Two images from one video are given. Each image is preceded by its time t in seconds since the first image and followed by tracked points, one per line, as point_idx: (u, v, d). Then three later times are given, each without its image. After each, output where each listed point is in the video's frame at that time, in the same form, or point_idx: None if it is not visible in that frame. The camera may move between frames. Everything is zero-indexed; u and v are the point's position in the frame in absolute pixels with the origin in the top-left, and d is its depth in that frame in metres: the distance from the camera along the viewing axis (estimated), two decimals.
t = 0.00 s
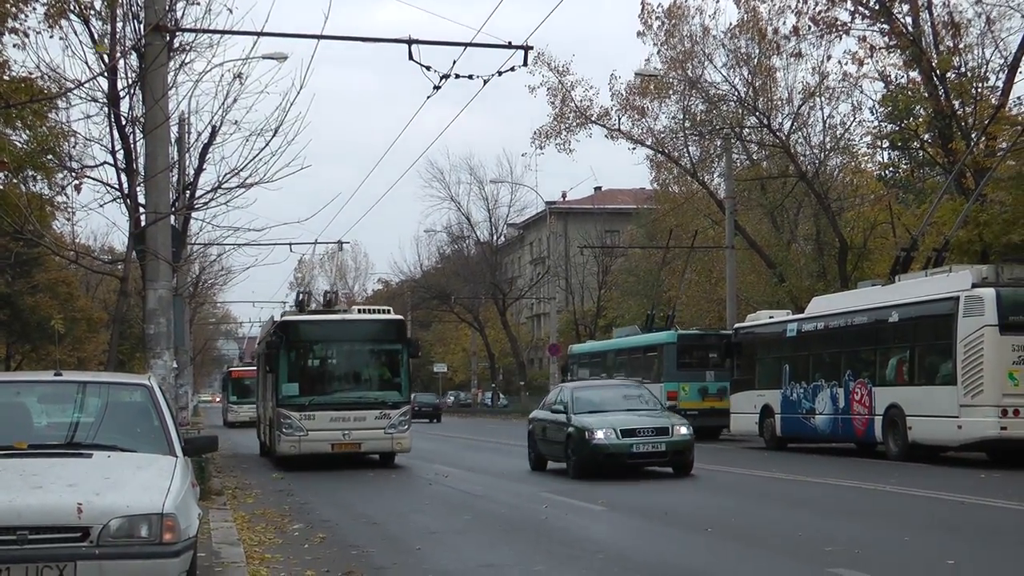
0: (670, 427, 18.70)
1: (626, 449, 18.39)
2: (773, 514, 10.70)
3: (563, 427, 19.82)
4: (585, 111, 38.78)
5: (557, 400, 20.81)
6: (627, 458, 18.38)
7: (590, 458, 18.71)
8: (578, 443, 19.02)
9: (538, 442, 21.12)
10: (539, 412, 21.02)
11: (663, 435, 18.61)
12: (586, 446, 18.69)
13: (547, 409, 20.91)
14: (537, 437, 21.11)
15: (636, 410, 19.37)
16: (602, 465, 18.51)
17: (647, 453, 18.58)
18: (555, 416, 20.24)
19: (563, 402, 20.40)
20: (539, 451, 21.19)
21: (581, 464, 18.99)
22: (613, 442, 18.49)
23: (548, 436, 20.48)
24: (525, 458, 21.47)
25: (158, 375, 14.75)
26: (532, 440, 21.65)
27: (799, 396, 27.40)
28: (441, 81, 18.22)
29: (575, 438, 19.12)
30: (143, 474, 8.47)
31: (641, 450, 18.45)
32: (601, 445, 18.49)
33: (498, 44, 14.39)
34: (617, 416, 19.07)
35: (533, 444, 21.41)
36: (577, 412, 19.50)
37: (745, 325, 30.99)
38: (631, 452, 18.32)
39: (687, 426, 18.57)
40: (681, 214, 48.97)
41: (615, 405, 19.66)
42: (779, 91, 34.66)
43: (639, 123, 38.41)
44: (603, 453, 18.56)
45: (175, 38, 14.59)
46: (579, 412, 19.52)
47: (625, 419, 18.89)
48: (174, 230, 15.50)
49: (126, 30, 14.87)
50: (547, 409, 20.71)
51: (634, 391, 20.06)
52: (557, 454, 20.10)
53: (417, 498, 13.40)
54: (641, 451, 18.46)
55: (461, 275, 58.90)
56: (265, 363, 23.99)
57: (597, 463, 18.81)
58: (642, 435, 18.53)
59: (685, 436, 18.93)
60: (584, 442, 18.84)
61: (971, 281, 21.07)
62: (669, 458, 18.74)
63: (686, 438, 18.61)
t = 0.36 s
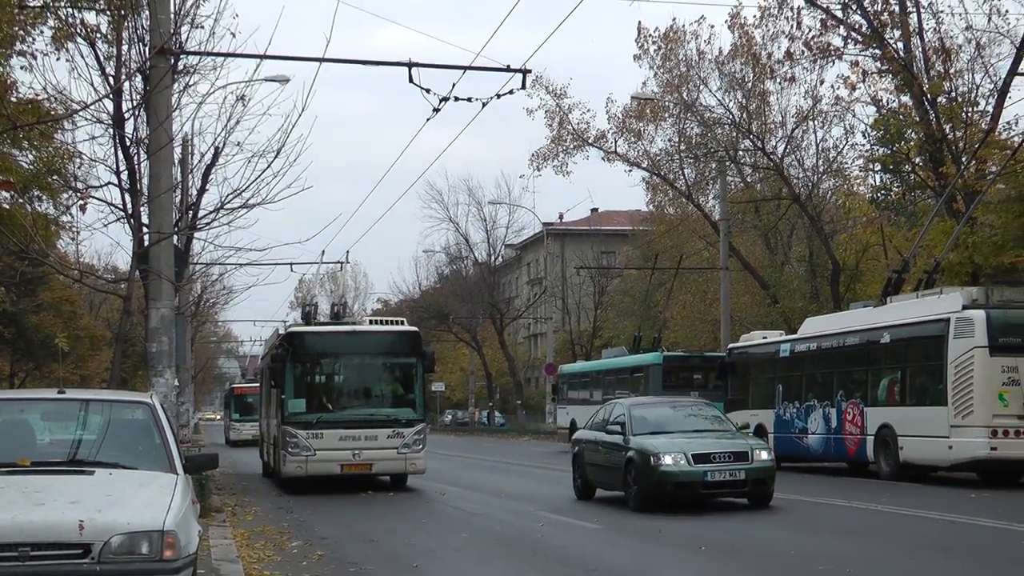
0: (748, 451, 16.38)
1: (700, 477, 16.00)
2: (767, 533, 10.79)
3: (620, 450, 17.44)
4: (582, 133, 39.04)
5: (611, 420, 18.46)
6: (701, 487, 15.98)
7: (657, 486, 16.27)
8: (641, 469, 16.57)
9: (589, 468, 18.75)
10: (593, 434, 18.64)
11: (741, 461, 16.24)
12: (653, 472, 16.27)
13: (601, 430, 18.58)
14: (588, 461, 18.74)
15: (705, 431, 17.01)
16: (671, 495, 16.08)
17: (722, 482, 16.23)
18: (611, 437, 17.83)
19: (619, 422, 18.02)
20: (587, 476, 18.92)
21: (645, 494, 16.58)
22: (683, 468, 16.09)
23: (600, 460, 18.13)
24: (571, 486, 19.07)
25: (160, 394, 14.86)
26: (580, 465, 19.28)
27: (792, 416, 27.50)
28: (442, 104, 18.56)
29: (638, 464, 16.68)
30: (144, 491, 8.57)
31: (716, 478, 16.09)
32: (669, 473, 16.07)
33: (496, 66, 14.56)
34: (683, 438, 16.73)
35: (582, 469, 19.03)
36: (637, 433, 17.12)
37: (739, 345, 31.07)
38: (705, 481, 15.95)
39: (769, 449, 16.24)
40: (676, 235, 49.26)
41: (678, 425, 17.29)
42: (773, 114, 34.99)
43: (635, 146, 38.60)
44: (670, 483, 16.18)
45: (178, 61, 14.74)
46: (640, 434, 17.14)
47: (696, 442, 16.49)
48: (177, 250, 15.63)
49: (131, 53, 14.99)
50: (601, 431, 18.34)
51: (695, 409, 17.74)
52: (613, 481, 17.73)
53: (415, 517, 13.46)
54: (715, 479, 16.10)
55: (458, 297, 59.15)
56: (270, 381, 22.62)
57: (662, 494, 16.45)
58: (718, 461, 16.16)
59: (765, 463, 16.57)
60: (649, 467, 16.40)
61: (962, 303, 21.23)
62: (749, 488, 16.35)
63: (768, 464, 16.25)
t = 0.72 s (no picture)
0: (848, 458, 14.05)
1: (794, 489, 13.64)
2: (759, 534, 11.07)
3: (689, 456, 15.14)
4: (578, 143, 39.31)
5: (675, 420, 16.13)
6: (795, 500, 13.64)
7: (742, 499, 13.92)
8: (721, 480, 14.24)
9: (650, 476, 16.46)
10: (657, 438, 16.30)
11: (839, 472, 13.91)
12: (738, 483, 13.91)
13: (665, 432, 16.26)
14: (650, 467, 16.44)
15: (790, 435, 14.74)
16: (760, 509, 13.73)
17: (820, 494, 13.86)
18: (681, 441, 15.48)
19: (688, 424, 15.67)
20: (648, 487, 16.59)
21: (725, 507, 14.30)
22: (774, 478, 13.73)
23: (665, 469, 15.83)
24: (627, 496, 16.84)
25: (167, 396, 15.13)
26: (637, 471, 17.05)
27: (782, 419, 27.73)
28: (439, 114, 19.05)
29: (716, 474, 14.34)
30: (153, 490, 8.85)
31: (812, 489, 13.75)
32: (758, 483, 13.71)
33: (493, 79, 14.88)
34: (770, 443, 14.42)
35: (640, 477, 16.82)
36: (713, 438, 14.81)
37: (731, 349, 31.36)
38: (801, 493, 13.59)
39: (874, 456, 13.90)
40: (670, 241, 49.68)
41: (757, 428, 15.00)
42: (763, 125, 35.36)
43: (629, 156, 38.91)
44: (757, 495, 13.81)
45: (185, 73, 15.03)
46: (715, 439, 14.81)
47: (783, 448, 14.18)
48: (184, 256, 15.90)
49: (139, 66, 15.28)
50: (667, 434, 16.02)
51: (773, 409, 15.42)
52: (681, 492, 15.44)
53: (415, 518, 13.72)
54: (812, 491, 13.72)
55: (458, 300, 59.53)
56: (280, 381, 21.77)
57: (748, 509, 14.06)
58: (814, 470, 13.83)
59: (866, 471, 14.26)
60: (733, 477, 14.03)
61: (947, 308, 21.56)
62: (848, 502, 14.03)
63: (874, 473, 13.91)
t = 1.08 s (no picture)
0: (982, 459, 11.88)
1: (922, 496, 11.54)
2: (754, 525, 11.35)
3: (784, 456, 13.11)
4: (579, 142, 39.57)
5: (765, 414, 14.05)
6: (921, 509, 11.56)
7: (855, 506, 11.87)
8: (829, 483, 12.19)
9: (734, 476, 14.42)
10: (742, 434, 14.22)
11: (973, 476, 11.75)
12: (851, 487, 11.82)
13: (751, 427, 14.22)
14: (734, 467, 14.38)
15: (906, 432, 12.65)
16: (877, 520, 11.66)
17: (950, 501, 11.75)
18: (775, 437, 13.43)
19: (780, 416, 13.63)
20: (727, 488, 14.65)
21: (831, 517, 12.26)
22: (897, 483, 11.61)
23: (750, 470, 13.89)
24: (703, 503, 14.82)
25: (179, 388, 15.40)
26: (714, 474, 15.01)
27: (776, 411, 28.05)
28: (443, 114, 19.46)
29: (821, 475, 12.32)
30: (166, 478, 9.13)
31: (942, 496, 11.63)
32: (876, 489, 11.61)
33: (498, 79, 15.12)
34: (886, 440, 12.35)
35: (718, 479, 14.84)
36: (814, 435, 12.76)
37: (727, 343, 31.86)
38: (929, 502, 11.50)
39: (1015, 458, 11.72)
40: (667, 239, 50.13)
41: (863, 422, 12.94)
42: (758, 125, 35.85)
43: (628, 155, 39.36)
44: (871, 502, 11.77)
45: (198, 73, 15.27)
46: (816, 435, 12.77)
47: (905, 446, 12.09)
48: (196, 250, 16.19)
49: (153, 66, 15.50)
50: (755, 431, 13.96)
51: (879, 398, 13.35)
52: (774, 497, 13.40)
53: (420, 508, 14.00)
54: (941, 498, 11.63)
55: (460, 296, 60.02)
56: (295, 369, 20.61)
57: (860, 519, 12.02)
58: (944, 473, 11.69)
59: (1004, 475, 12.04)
60: (845, 482, 11.93)
61: (937, 304, 21.79)
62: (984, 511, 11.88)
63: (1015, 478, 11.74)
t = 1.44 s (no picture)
0: None
1: None
2: (748, 518, 11.77)
3: (900, 463, 11.35)
4: (579, 149, 39.92)
5: (875, 413, 12.22)
6: None
7: (1004, 521, 10.02)
8: (969, 495, 10.35)
9: (833, 481, 12.62)
10: (847, 434, 12.40)
11: None
12: (998, 497, 10.00)
13: (856, 426, 12.44)
14: (834, 471, 12.58)
15: None
16: None
17: None
18: (894, 438, 11.63)
19: (894, 414, 11.82)
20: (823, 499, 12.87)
21: (977, 533, 10.34)
22: None
23: (854, 478, 12.12)
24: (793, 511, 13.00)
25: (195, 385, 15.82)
26: (807, 479, 13.21)
27: (768, 407, 29.54)
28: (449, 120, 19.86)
29: (959, 485, 10.47)
30: (183, 470, 9.55)
31: None
32: None
33: (501, 89, 15.55)
34: None
35: (812, 486, 13.04)
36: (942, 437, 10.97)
37: (721, 342, 33.48)
38: None
39: None
40: (664, 241, 50.82)
41: (996, 423, 11.19)
42: (751, 133, 36.60)
43: (626, 162, 40.07)
44: None
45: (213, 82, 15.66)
46: (945, 438, 10.97)
47: None
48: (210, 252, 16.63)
49: (171, 76, 15.95)
50: (867, 429, 12.15)
51: (1004, 397, 11.63)
52: (887, 508, 11.61)
53: (425, 502, 14.43)
54: None
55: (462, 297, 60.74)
56: (314, 364, 20.13)
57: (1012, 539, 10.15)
58: None
59: None
60: (990, 493, 10.10)
61: (920, 305, 22.51)
62: None
63: None
